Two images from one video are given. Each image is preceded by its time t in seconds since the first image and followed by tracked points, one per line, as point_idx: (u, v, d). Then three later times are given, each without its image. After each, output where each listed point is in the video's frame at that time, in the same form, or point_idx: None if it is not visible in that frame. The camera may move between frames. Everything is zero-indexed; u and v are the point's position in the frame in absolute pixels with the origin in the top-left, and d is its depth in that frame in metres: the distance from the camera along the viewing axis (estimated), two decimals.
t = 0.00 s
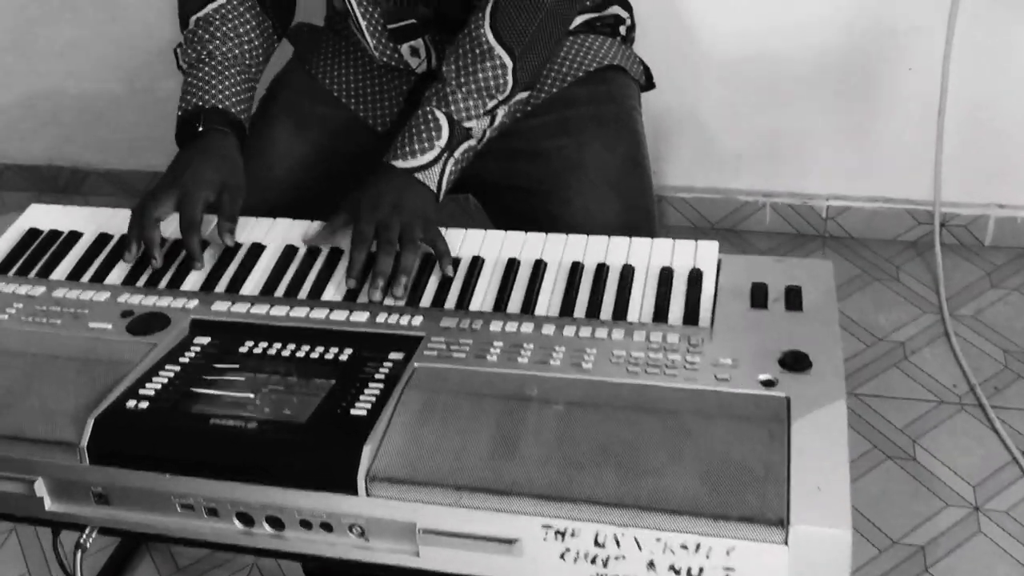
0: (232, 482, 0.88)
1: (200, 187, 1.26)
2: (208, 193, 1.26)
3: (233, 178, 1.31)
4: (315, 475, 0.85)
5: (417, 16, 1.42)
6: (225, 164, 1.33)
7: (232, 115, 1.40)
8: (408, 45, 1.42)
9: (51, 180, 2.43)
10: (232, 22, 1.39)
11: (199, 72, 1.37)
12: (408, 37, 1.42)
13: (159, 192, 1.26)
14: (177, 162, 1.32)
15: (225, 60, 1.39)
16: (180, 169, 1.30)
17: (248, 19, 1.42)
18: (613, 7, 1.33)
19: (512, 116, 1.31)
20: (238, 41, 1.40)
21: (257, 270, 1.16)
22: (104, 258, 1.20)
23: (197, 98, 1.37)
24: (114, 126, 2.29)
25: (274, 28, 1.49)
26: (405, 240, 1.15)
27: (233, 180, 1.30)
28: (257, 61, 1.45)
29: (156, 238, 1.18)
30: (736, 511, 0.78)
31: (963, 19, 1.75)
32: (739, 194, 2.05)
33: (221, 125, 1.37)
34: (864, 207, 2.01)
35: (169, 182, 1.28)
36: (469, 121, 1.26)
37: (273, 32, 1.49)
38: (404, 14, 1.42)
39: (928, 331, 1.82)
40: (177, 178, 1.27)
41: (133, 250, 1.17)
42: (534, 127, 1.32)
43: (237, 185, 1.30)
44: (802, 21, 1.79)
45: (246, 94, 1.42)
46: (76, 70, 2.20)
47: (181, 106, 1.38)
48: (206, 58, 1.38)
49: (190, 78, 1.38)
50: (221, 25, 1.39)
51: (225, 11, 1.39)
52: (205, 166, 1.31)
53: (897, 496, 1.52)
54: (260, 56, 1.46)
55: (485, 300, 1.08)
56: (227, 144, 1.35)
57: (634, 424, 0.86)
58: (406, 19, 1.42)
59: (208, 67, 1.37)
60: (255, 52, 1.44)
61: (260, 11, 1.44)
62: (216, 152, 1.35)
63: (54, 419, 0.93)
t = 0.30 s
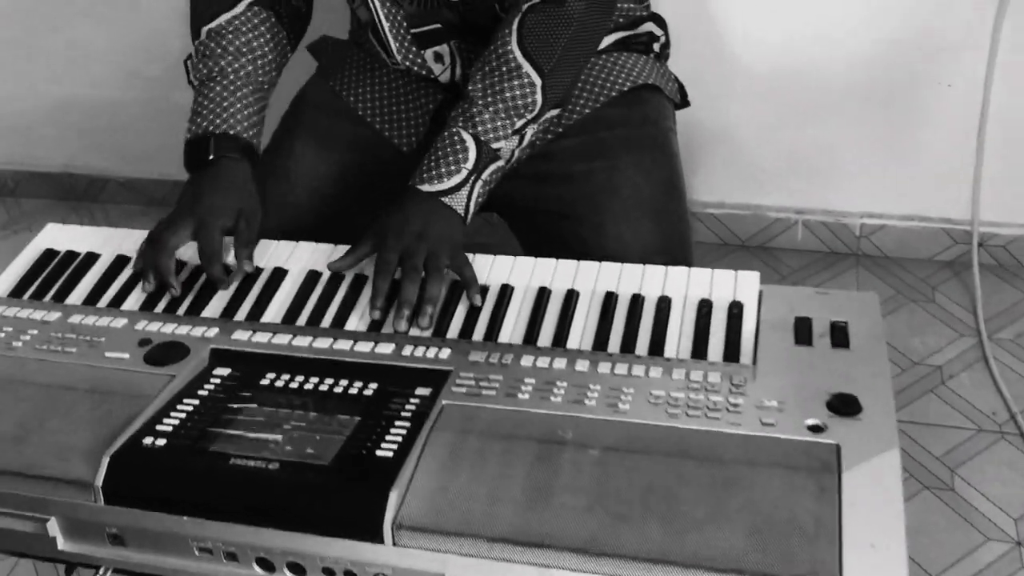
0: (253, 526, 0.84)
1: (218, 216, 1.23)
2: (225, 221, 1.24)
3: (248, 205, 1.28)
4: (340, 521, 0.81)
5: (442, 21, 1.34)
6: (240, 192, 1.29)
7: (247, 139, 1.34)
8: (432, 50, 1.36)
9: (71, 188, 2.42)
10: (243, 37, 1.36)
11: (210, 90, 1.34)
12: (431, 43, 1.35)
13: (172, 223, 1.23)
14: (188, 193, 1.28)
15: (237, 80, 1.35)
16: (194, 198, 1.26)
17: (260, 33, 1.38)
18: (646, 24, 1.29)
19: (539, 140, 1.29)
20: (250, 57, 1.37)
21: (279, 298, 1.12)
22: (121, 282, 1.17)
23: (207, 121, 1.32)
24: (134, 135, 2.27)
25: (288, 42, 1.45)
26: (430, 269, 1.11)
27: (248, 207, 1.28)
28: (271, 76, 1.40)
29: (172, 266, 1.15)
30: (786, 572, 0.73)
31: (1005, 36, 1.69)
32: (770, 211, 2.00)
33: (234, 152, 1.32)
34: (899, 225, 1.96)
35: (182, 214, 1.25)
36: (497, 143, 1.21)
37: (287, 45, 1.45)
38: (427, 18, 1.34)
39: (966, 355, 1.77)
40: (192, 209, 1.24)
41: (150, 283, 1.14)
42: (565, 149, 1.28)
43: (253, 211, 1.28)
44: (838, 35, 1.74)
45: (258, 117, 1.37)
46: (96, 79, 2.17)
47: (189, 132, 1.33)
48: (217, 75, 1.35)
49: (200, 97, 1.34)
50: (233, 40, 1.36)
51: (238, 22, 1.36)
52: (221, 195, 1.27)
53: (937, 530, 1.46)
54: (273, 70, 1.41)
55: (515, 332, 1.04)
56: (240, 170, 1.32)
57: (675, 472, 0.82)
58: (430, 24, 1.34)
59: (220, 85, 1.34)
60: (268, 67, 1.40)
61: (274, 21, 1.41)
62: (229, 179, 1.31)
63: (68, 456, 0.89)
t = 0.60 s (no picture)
0: (276, 556, 0.80)
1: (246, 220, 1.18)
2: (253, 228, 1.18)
3: (281, 213, 1.23)
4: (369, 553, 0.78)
5: (475, 25, 1.30)
6: (273, 197, 1.24)
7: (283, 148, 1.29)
8: (463, 56, 1.32)
9: (93, 185, 2.40)
10: (283, 41, 1.32)
11: (248, 94, 1.29)
12: (463, 48, 1.32)
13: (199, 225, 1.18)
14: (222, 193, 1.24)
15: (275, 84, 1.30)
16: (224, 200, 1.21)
17: (299, 37, 1.34)
18: (684, 27, 1.24)
19: (574, 146, 1.25)
20: (288, 61, 1.32)
21: (305, 309, 1.09)
22: (144, 290, 1.14)
23: (243, 125, 1.28)
24: (156, 133, 2.24)
25: (326, 42, 1.41)
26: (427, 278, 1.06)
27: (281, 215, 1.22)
28: (309, 83, 1.36)
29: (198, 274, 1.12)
30: None
31: None
32: (804, 216, 1.96)
33: (272, 157, 1.28)
34: (938, 232, 1.90)
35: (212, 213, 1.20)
36: (513, 150, 1.16)
37: (323, 44, 1.40)
38: (459, 22, 1.30)
39: (1006, 367, 1.72)
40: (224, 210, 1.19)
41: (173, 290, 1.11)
42: (598, 156, 1.25)
43: (284, 220, 1.22)
44: (879, 36, 1.69)
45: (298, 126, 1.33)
46: (118, 76, 2.15)
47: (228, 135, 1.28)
48: (254, 82, 1.30)
49: (237, 100, 1.30)
50: (271, 44, 1.31)
51: (276, 27, 1.32)
52: (253, 196, 1.22)
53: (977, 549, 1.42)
54: (312, 76, 1.37)
55: (549, 350, 1.00)
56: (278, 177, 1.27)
57: (719, 507, 0.78)
58: (462, 29, 1.31)
59: (258, 90, 1.29)
60: (307, 72, 1.36)
61: (312, 24, 1.36)
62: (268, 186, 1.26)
63: (88, 477, 0.86)
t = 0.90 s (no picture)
0: None
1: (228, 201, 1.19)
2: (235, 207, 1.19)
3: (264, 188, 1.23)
4: None
5: (492, 20, 1.27)
6: (254, 173, 1.24)
7: (263, 128, 1.28)
8: (480, 52, 1.28)
9: (106, 181, 2.38)
10: (272, 21, 1.29)
11: (233, 74, 1.27)
12: (482, 44, 1.28)
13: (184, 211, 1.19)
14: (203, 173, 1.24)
15: (262, 65, 1.29)
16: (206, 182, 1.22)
17: (290, 18, 1.32)
18: (709, 20, 1.22)
19: (593, 145, 1.21)
20: (277, 42, 1.30)
21: (321, 316, 1.06)
22: (156, 296, 1.11)
23: (226, 103, 1.26)
24: (169, 129, 2.22)
25: (319, 25, 1.37)
26: (402, 272, 1.05)
27: (265, 189, 1.23)
28: (298, 64, 1.34)
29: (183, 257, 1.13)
30: None
31: None
32: (829, 210, 1.91)
33: (251, 136, 1.27)
34: (966, 226, 1.86)
35: (194, 193, 1.21)
36: (513, 141, 1.13)
37: (317, 29, 1.37)
38: (474, 18, 1.27)
39: None
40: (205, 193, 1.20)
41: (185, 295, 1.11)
42: (621, 155, 1.22)
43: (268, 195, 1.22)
44: (910, 25, 1.65)
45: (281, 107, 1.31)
46: (130, 71, 2.12)
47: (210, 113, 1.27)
48: (241, 60, 1.28)
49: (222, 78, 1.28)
50: (260, 23, 1.29)
51: (265, 8, 1.29)
52: (232, 176, 1.22)
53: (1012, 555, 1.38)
54: (301, 57, 1.35)
55: (573, 359, 0.96)
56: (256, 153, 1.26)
57: (755, 529, 0.75)
58: (479, 24, 1.27)
59: (243, 70, 1.28)
60: (296, 54, 1.33)
61: (305, 6, 1.34)
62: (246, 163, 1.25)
63: (100, 495, 0.84)
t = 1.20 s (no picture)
0: None
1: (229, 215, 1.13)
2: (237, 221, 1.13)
3: (266, 199, 1.17)
4: None
5: (495, 3, 1.23)
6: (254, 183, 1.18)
7: (266, 131, 1.25)
8: (485, 37, 1.24)
9: (107, 170, 2.35)
10: (269, 20, 1.26)
11: (233, 75, 1.24)
12: (487, 27, 1.24)
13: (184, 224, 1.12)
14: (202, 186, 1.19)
15: (262, 64, 1.25)
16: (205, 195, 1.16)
17: (289, 16, 1.28)
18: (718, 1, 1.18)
19: (604, 132, 1.18)
20: (277, 41, 1.27)
21: (326, 314, 1.03)
22: (156, 292, 1.09)
23: (224, 108, 1.23)
24: (169, 116, 2.18)
25: (320, 22, 1.35)
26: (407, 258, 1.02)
27: (267, 203, 1.17)
28: (299, 64, 1.31)
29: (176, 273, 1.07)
30: None
31: None
32: (843, 190, 1.88)
33: (253, 141, 1.23)
34: (984, 204, 1.82)
35: (193, 213, 1.14)
36: (515, 126, 1.10)
37: (318, 25, 1.34)
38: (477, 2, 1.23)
39: None
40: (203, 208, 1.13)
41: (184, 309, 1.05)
42: (634, 141, 1.19)
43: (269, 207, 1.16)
44: None
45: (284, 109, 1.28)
46: (128, 58, 2.08)
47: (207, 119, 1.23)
48: (241, 62, 1.24)
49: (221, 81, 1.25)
50: (258, 22, 1.25)
51: (263, 7, 1.25)
52: (232, 186, 1.17)
53: None
54: (302, 56, 1.31)
55: (586, 356, 0.94)
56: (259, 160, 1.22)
57: (779, 535, 0.72)
58: (483, 8, 1.23)
59: (243, 71, 1.24)
60: (296, 53, 1.30)
61: (304, 4, 1.30)
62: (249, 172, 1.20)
63: (102, 505, 0.82)
